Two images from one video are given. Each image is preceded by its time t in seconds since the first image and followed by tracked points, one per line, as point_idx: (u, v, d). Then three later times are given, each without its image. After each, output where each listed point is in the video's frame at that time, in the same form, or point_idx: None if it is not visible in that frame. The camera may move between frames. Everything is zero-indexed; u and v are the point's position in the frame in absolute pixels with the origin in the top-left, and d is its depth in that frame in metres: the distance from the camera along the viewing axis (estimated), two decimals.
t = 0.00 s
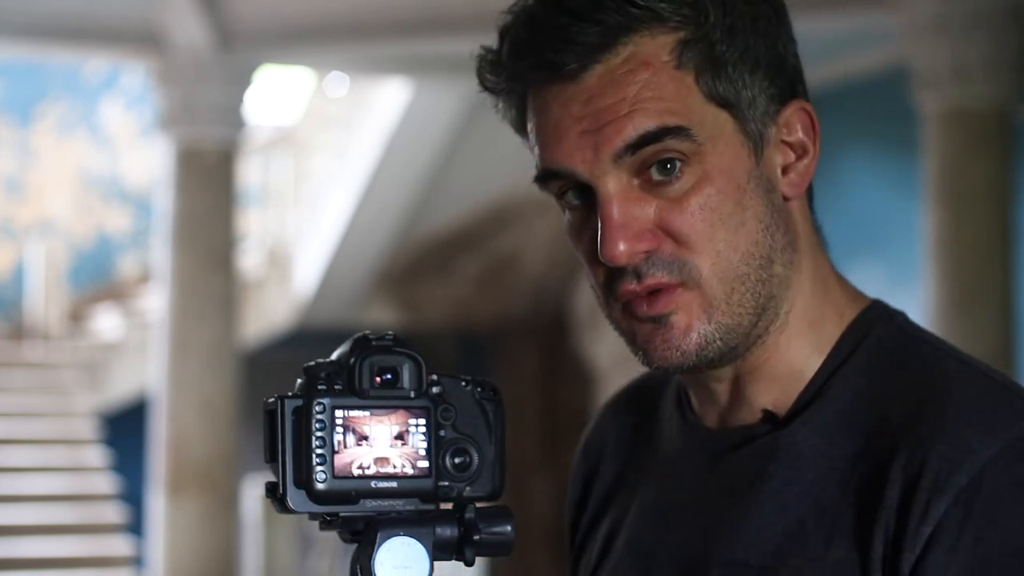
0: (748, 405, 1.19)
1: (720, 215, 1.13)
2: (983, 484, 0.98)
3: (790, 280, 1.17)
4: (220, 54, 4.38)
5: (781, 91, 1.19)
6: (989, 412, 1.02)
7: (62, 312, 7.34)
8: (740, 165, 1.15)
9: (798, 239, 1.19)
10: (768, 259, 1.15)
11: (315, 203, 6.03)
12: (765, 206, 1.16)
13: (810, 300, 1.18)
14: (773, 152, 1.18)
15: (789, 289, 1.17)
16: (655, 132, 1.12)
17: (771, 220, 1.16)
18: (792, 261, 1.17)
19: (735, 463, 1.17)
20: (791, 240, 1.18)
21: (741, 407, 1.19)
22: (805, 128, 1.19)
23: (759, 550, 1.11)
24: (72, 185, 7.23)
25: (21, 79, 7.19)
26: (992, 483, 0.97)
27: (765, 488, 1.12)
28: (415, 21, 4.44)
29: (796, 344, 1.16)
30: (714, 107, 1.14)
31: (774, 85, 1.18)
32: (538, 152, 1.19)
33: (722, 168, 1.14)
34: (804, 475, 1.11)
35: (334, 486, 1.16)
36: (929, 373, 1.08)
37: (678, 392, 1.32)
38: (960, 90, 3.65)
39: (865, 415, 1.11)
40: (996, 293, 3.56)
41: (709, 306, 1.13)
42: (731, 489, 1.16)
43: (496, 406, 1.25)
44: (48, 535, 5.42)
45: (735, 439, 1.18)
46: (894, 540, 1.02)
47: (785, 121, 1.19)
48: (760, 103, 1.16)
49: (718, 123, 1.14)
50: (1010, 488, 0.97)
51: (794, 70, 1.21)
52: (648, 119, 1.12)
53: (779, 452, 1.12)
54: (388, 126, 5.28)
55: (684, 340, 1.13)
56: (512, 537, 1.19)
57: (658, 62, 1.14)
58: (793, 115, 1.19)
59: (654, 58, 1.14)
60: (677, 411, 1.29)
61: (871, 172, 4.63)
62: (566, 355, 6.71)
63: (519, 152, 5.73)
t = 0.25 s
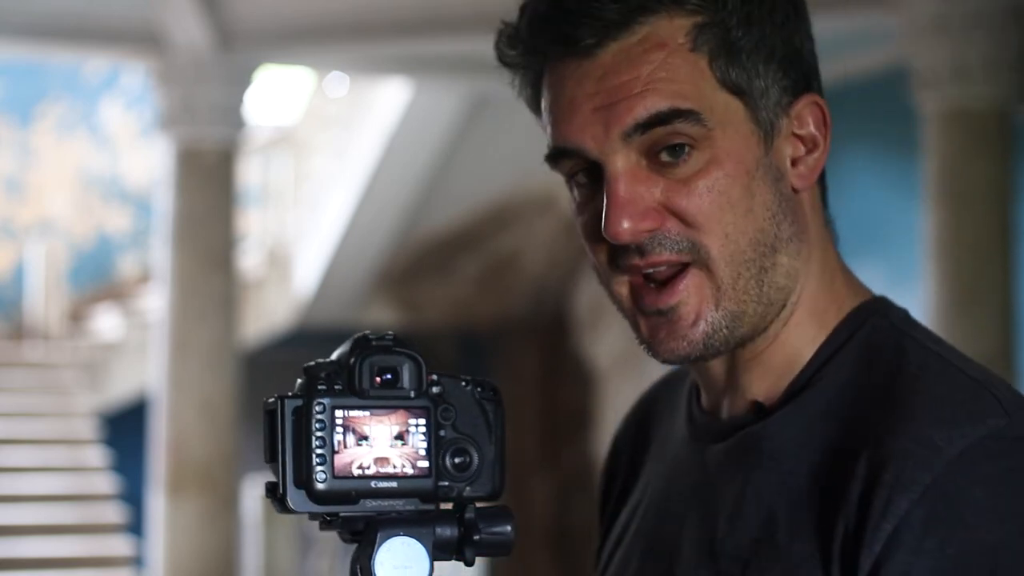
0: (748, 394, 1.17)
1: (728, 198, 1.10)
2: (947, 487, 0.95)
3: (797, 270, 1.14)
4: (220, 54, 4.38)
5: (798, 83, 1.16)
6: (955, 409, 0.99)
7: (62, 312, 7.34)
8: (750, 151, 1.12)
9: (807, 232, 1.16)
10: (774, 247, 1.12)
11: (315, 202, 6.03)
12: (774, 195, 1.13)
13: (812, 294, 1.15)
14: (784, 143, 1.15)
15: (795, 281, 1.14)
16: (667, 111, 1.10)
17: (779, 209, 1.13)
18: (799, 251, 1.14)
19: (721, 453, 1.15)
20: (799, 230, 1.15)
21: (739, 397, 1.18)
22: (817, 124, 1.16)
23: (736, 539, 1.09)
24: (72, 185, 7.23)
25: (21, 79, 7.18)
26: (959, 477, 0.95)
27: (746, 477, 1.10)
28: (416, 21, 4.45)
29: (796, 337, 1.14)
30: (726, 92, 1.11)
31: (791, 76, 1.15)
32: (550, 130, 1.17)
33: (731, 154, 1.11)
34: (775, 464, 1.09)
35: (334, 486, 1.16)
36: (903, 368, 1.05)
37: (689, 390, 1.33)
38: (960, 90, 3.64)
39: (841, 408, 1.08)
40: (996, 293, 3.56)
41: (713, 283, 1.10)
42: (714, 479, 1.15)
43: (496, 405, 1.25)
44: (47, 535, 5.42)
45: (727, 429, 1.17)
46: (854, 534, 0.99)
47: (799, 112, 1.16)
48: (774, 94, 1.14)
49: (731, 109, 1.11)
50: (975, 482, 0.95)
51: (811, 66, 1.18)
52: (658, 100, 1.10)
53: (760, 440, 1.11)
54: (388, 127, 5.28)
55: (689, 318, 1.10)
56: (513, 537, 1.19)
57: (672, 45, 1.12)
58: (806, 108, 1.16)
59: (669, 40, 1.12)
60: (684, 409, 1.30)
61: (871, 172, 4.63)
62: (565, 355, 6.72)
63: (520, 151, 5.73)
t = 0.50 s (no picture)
0: (759, 391, 1.13)
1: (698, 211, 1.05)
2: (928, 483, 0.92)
3: (784, 278, 1.09)
4: (220, 54, 4.38)
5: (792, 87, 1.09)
6: (954, 405, 0.96)
7: (62, 312, 7.34)
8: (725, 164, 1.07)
9: (803, 237, 1.10)
10: (755, 259, 1.07)
11: (315, 203, 6.03)
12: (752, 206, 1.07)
13: (815, 299, 1.10)
14: (771, 148, 1.09)
15: (790, 287, 1.09)
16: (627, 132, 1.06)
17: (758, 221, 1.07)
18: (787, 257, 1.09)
19: (734, 449, 1.13)
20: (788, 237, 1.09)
21: (753, 390, 1.14)
22: (816, 125, 1.09)
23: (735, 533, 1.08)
24: (72, 185, 7.22)
25: (21, 79, 7.18)
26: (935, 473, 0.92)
27: (750, 473, 1.09)
28: (416, 21, 4.45)
29: (799, 339, 1.10)
30: (693, 107, 1.06)
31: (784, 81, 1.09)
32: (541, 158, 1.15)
33: (704, 167, 1.06)
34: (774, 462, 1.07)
35: (334, 486, 1.16)
36: (909, 366, 1.02)
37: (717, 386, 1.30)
38: (960, 90, 3.65)
39: (840, 407, 1.05)
40: (997, 293, 3.56)
41: (686, 300, 1.06)
42: (724, 476, 1.13)
43: (496, 405, 1.25)
44: (47, 535, 5.42)
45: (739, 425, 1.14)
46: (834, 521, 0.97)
47: (792, 113, 1.09)
48: (755, 102, 1.08)
49: (700, 123, 1.06)
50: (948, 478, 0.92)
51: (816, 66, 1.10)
52: (619, 124, 1.06)
53: (766, 434, 1.09)
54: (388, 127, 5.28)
55: (657, 344, 1.07)
56: (512, 537, 1.19)
57: (639, 62, 1.07)
58: (803, 109, 1.09)
59: (638, 56, 1.08)
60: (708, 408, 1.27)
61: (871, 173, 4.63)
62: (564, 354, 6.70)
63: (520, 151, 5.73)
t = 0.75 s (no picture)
0: (771, 392, 1.14)
1: (673, 243, 1.07)
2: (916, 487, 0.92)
3: (773, 300, 1.09)
4: (220, 54, 4.38)
5: (789, 119, 1.07)
6: (959, 406, 0.96)
7: (62, 312, 7.34)
8: (706, 197, 1.07)
9: (797, 261, 1.09)
10: (739, 285, 1.08)
11: (314, 203, 6.03)
12: (731, 238, 1.08)
13: (816, 314, 1.10)
14: (760, 179, 1.08)
15: (784, 304, 1.09)
16: (604, 164, 1.07)
17: (736, 252, 1.08)
18: (774, 285, 1.09)
19: (745, 447, 1.15)
20: (776, 266, 1.09)
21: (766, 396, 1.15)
22: (810, 161, 1.07)
23: (735, 530, 1.10)
24: (72, 185, 7.22)
25: (21, 79, 7.18)
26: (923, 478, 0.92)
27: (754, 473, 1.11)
28: (416, 21, 4.45)
29: (799, 351, 1.10)
30: (672, 142, 1.06)
31: (781, 111, 1.07)
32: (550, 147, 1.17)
33: (684, 198, 1.07)
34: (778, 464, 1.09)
35: (334, 486, 1.16)
36: (918, 368, 1.02)
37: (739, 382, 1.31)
38: (960, 90, 3.64)
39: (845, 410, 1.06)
40: (996, 293, 3.56)
41: (666, 322, 1.09)
42: (736, 473, 1.15)
43: (496, 405, 1.25)
44: (46, 536, 5.41)
45: (752, 424, 1.15)
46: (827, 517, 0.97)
47: (787, 145, 1.08)
48: (744, 134, 1.07)
49: (680, 156, 1.07)
50: (933, 483, 0.92)
51: (823, 92, 1.07)
52: (598, 151, 1.07)
53: (772, 436, 1.10)
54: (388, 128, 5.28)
55: (640, 352, 1.11)
56: (513, 536, 1.18)
57: (623, 90, 1.07)
58: (798, 143, 1.08)
59: (622, 85, 1.07)
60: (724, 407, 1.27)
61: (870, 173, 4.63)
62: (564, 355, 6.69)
63: (519, 151, 5.73)
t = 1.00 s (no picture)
0: (788, 391, 1.15)
1: (695, 242, 1.09)
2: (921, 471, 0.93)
3: (794, 302, 1.10)
4: (220, 54, 4.38)
5: (816, 122, 1.08)
6: (970, 396, 0.97)
7: (62, 312, 7.34)
8: (730, 198, 1.08)
9: (818, 263, 1.10)
10: (761, 286, 1.09)
11: (315, 203, 6.04)
12: (755, 240, 1.09)
13: (837, 316, 1.10)
14: (784, 182, 1.09)
15: (805, 305, 1.10)
16: (627, 162, 1.08)
17: (759, 254, 1.09)
18: (796, 286, 1.10)
19: (760, 444, 1.16)
20: (797, 270, 1.10)
21: (782, 394, 1.16)
22: (835, 166, 1.08)
23: (748, 528, 1.11)
24: (72, 185, 7.22)
25: (21, 79, 7.18)
26: (932, 464, 0.93)
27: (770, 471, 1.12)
28: (415, 21, 4.45)
29: (821, 351, 1.11)
30: (696, 143, 1.08)
31: (807, 113, 1.08)
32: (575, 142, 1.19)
33: (707, 199, 1.08)
34: (796, 460, 1.10)
35: (334, 486, 1.15)
36: (937, 363, 1.02)
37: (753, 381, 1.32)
38: (961, 90, 3.63)
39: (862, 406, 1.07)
40: (996, 293, 3.57)
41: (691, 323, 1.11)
42: (751, 471, 1.16)
43: (496, 405, 1.25)
44: (47, 535, 5.42)
45: (767, 421, 1.16)
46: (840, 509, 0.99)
47: (812, 149, 1.09)
48: (769, 137, 1.08)
49: (704, 156, 1.08)
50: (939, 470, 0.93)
51: (851, 96, 1.08)
52: (622, 148, 1.09)
53: (789, 436, 1.11)
54: (388, 128, 5.28)
55: (662, 347, 1.13)
56: (513, 536, 1.18)
57: (650, 88, 1.09)
58: (823, 147, 1.08)
59: (649, 82, 1.09)
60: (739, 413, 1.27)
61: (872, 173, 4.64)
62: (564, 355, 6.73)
63: (520, 151, 5.73)
